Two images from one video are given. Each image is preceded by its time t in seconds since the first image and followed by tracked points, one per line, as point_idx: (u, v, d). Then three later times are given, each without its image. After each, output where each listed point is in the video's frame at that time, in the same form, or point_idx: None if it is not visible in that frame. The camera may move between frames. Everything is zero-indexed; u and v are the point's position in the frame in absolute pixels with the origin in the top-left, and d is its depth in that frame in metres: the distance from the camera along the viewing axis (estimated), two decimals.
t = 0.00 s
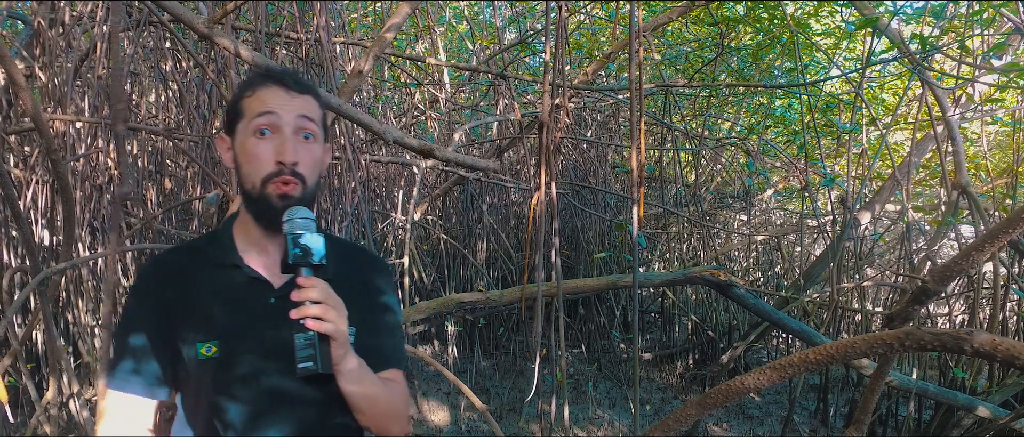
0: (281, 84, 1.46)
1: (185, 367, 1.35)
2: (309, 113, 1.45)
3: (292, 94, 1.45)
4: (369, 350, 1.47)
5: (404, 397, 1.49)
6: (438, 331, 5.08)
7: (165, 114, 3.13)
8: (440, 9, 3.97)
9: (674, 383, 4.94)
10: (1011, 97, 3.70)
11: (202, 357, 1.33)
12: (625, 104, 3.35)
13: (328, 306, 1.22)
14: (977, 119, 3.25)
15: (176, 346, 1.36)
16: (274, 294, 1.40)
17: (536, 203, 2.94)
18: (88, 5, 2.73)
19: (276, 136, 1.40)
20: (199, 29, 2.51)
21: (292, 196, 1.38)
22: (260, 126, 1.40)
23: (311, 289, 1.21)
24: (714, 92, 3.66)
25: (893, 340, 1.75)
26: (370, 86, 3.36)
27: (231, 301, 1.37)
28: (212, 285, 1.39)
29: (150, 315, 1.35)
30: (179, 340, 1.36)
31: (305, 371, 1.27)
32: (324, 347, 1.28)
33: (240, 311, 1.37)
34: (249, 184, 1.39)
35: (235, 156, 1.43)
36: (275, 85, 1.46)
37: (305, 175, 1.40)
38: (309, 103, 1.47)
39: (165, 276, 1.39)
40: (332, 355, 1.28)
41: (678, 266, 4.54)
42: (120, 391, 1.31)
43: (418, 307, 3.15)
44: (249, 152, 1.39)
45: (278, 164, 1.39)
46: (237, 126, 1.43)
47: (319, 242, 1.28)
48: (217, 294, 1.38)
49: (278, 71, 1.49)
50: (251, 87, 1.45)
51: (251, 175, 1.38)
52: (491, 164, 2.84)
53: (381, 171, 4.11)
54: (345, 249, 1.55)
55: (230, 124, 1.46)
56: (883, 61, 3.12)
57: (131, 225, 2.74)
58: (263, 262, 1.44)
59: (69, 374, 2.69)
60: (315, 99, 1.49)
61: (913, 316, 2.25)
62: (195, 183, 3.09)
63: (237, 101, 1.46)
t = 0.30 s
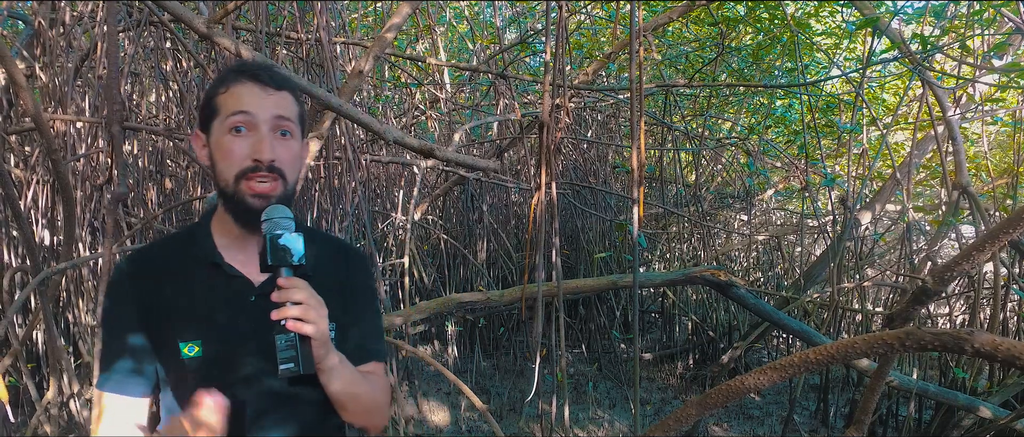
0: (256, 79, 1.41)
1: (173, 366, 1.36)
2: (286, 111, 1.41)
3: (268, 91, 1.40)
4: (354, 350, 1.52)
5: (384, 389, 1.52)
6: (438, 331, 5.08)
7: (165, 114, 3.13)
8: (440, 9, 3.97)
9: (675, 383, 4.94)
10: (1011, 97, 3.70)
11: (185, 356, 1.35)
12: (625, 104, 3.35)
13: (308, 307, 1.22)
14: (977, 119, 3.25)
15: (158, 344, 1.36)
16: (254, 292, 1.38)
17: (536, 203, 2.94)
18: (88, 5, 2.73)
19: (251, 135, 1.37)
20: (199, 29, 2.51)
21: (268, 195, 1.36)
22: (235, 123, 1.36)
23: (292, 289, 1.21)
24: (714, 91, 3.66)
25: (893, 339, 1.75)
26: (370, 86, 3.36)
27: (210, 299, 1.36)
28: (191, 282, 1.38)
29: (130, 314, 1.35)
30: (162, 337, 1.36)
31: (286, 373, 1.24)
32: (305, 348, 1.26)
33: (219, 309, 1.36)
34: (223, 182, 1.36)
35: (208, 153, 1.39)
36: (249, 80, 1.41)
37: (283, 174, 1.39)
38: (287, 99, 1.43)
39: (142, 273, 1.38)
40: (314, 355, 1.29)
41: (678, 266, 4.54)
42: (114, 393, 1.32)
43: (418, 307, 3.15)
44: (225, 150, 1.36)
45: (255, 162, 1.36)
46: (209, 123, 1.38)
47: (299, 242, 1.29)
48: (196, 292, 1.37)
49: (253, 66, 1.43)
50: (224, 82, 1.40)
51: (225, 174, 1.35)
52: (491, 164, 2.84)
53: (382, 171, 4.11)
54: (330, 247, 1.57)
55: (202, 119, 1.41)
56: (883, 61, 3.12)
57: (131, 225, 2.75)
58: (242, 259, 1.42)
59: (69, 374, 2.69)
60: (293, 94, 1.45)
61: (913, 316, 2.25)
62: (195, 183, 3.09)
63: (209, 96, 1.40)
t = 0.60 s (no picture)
0: (250, 89, 1.45)
1: (170, 366, 1.39)
2: (278, 123, 1.47)
3: (262, 102, 1.45)
4: (345, 352, 1.57)
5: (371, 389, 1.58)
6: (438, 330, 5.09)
7: (165, 113, 3.13)
8: (440, 8, 3.97)
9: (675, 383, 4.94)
10: (1012, 96, 3.69)
11: (180, 358, 1.39)
12: (625, 103, 3.34)
13: (305, 321, 1.25)
14: (979, 119, 3.25)
15: (152, 342, 1.41)
16: (245, 294, 1.44)
17: (536, 203, 2.94)
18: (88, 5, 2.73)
19: (244, 146, 1.42)
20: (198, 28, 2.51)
21: (258, 205, 1.44)
22: (229, 135, 1.42)
23: (289, 305, 1.24)
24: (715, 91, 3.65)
25: (895, 339, 1.76)
26: (371, 86, 3.36)
27: (202, 300, 1.41)
28: (182, 283, 1.42)
29: (122, 313, 1.38)
30: (155, 336, 1.40)
31: (288, 387, 1.28)
32: (303, 361, 1.31)
33: (212, 310, 1.41)
34: (214, 190, 1.42)
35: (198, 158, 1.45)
36: (244, 88, 1.44)
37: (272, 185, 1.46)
38: (280, 111, 1.48)
39: (131, 273, 1.40)
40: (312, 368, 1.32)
41: (678, 266, 4.55)
42: (102, 396, 1.35)
43: (418, 306, 3.14)
44: (217, 160, 1.41)
45: (246, 174, 1.43)
46: (202, 129, 1.43)
47: (292, 257, 1.31)
48: (188, 294, 1.41)
49: (247, 73, 1.46)
50: (218, 89, 1.43)
51: (216, 182, 1.42)
52: (491, 164, 2.84)
53: (382, 171, 4.11)
54: (315, 251, 1.60)
55: (192, 122, 1.45)
56: (884, 60, 3.12)
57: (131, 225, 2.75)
58: (230, 262, 1.47)
59: (69, 374, 2.69)
60: (285, 105, 1.50)
61: (914, 316, 2.24)
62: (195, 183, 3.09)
63: (201, 100, 1.44)
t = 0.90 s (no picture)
0: (256, 89, 1.45)
1: (172, 365, 1.39)
2: (283, 123, 1.47)
3: (267, 103, 1.46)
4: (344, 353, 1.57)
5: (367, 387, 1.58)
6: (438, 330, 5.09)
7: (166, 113, 3.13)
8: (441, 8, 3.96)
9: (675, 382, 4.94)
10: (1013, 97, 3.69)
11: (183, 357, 1.38)
12: (626, 103, 3.33)
13: (314, 318, 1.25)
14: (981, 119, 3.25)
15: (154, 341, 1.39)
16: (246, 294, 1.44)
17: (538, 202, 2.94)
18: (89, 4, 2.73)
19: (248, 145, 1.42)
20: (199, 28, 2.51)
21: (259, 204, 1.44)
22: (233, 133, 1.42)
23: (299, 303, 1.24)
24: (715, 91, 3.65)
25: (898, 338, 1.77)
26: (372, 85, 3.36)
27: (203, 299, 1.41)
28: (182, 283, 1.41)
29: (123, 312, 1.36)
30: (158, 334, 1.40)
31: (297, 384, 1.25)
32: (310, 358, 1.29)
33: (213, 309, 1.41)
34: (216, 188, 1.42)
35: (201, 155, 1.44)
36: (249, 89, 1.45)
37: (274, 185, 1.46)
38: (286, 113, 1.49)
39: (132, 272, 1.39)
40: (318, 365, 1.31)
41: (678, 266, 4.54)
42: (105, 396, 1.32)
43: (419, 306, 3.13)
44: (220, 158, 1.41)
45: (248, 173, 1.43)
46: (205, 126, 1.43)
47: (300, 257, 1.30)
48: (190, 293, 1.40)
49: (253, 74, 1.47)
50: (223, 87, 1.43)
51: (218, 180, 1.41)
52: (492, 163, 2.84)
53: (382, 170, 4.11)
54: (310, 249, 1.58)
55: (196, 119, 1.45)
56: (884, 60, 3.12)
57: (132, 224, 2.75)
58: (228, 261, 1.46)
59: (69, 374, 2.69)
60: (290, 108, 1.51)
61: (916, 315, 2.24)
62: (195, 183, 3.08)
63: (206, 99, 1.44)
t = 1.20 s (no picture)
0: (309, 92, 1.38)
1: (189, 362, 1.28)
2: (330, 129, 1.38)
3: (318, 106, 1.37)
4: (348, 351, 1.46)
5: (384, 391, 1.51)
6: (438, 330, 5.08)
7: (166, 113, 3.13)
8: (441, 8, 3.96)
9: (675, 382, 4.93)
10: (1014, 97, 3.69)
11: (207, 346, 1.28)
12: (626, 103, 3.34)
13: (337, 305, 1.23)
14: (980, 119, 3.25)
15: (178, 331, 1.27)
16: (270, 288, 1.33)
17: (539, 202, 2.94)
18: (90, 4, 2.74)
19: (292, 141, 1.32)
20: (200, 28, 2.51)
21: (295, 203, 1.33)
22: (278, 127, 1.31)
23: (323, 288, 1.22)
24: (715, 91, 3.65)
25: (900, 338, 1.77)
26: (372, 85, 3.36)
27: (228, 291, 1.30)
28: (207, 276, 1.30)
29: (145, 298, 1.25)
30: (182, 324, 1.28)
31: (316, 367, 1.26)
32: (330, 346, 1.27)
33: (233, 302, 1.30)
34: (253, 182, 1.31)
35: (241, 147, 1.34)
36: (303, 90, 1.37)
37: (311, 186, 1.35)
38: (332, 120, 1.40)
39: (154, 257, 1.28)
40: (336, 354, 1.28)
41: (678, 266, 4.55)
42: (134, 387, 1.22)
43: (419, 306, 3.13)
44: (263, 150, 1.31)
45: (287, 169, 1.32)
46: (252, 117, 1.33)
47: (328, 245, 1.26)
48: (211, 282, 1.29)
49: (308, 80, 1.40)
50: (276, 84, 1.36)
51: (258, 174, 1.31)
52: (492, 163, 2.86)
53: (382, 170, 4.11)
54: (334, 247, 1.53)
55: (242, 112, 1.36)
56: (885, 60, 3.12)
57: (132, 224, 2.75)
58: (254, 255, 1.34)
59: (69, 374, 2.69)
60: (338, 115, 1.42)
61: (918, 315, 2.24)
62: (195, 182, 3.08)
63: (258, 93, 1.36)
